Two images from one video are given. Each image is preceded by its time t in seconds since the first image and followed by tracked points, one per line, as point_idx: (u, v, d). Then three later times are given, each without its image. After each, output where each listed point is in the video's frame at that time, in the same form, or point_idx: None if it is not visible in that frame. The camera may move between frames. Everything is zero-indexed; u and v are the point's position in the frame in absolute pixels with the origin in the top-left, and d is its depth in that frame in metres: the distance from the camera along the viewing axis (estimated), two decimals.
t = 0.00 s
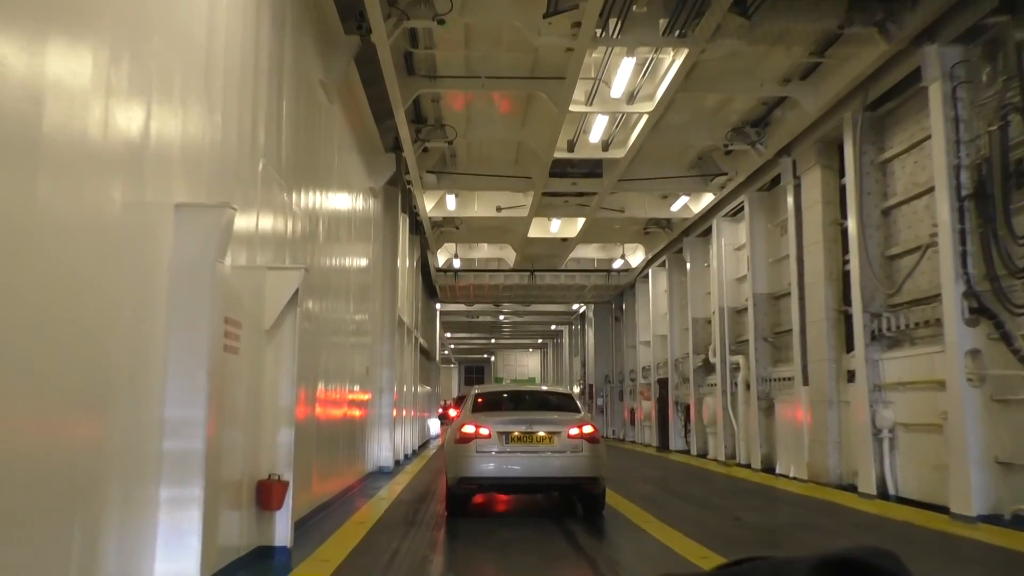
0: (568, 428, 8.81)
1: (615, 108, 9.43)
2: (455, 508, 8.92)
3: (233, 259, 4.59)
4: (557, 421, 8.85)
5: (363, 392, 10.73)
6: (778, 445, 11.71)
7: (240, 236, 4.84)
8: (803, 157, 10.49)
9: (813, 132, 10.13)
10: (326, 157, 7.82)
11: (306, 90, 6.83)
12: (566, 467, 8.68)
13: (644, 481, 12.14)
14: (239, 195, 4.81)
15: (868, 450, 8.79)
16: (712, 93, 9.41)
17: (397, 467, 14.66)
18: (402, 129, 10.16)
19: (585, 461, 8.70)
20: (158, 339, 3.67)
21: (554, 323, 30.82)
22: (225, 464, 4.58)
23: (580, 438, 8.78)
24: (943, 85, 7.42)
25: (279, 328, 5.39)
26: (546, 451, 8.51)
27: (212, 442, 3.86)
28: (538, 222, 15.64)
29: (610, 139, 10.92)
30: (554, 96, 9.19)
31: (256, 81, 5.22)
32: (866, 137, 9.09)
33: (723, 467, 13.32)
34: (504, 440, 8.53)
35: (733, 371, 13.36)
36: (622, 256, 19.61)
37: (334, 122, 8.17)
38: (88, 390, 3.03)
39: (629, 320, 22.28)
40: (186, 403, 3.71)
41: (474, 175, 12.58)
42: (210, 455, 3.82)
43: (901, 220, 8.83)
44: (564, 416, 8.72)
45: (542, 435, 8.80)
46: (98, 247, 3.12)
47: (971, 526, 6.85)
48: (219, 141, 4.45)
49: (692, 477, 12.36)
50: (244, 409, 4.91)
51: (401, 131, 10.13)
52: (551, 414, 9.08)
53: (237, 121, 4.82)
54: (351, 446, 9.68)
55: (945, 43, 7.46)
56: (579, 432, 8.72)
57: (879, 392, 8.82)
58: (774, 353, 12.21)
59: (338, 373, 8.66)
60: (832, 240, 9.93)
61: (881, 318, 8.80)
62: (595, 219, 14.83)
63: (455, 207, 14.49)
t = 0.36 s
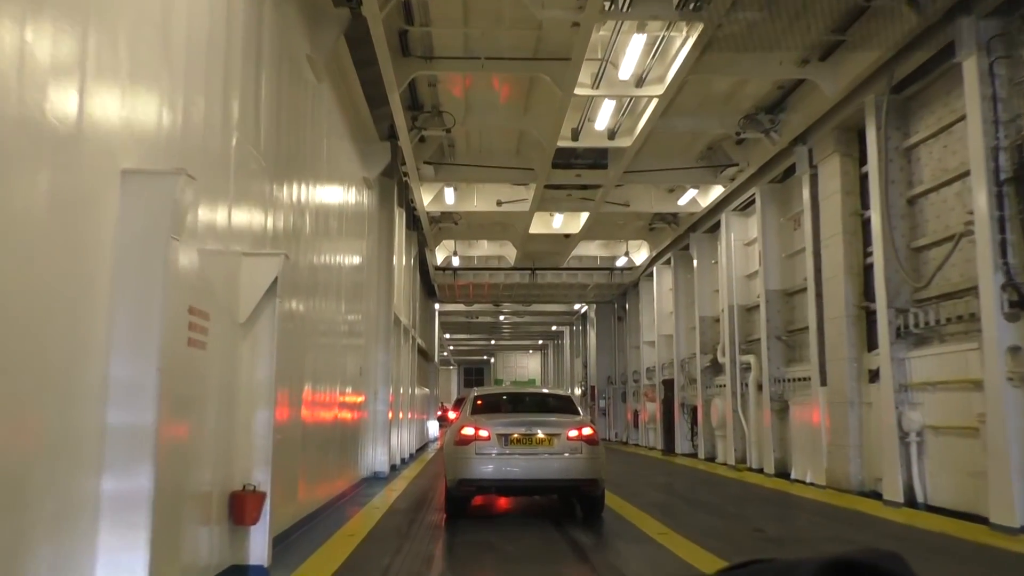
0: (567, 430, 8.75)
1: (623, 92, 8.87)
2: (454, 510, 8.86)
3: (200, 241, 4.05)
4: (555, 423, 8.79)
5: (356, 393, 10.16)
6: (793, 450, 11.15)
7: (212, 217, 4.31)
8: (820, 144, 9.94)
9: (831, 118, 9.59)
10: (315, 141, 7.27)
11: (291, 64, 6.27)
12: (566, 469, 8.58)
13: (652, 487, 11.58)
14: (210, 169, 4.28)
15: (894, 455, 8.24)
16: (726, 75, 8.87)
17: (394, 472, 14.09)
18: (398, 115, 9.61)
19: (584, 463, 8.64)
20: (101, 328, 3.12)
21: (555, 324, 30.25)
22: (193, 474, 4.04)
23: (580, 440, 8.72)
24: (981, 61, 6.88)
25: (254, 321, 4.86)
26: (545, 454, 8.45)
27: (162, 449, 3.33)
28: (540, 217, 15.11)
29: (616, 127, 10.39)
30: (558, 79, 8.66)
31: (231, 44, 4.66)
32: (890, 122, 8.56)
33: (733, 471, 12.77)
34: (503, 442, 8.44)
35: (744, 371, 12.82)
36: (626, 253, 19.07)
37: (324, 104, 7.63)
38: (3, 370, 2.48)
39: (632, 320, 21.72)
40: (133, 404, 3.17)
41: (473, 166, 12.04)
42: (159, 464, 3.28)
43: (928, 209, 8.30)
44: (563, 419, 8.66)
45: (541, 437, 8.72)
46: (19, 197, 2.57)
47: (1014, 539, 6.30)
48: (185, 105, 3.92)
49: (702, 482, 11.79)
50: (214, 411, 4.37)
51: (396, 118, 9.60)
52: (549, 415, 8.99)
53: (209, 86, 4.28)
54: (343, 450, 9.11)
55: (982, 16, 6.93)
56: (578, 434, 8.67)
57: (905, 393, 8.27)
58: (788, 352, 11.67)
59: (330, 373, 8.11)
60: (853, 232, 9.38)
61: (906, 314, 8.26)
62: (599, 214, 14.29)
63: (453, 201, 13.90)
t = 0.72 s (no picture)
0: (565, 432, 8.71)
1: (632, 73, 8.35)
2: (452, 511, 8.80)
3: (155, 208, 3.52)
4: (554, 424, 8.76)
5: (348, 395, 9.60)
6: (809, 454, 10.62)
7: (173, 189, 3.78)
8: (840, 131, 9.39)
9: (852, 103, 9.04)
10: (300, 121, 6.71)
11: (272, 32, 5.70)
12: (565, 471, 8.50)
13: (661, 493, 11.04)
14: (167, 138, 3.72)
15: (924, 459, 7.70)
16: (742, 55, 8.31)
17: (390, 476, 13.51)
18: (392, 99, 9.05)
19: (584, 465, 8.57)
20: (19, 276, 2.58)
21: (556, 324, 29.70)
22: (145, 478, 3.46)
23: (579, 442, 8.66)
24: None
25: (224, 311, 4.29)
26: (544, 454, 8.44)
27: (96, 429, 2.78)
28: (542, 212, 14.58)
29: (622, 115, 9.84)
30: (562, 59, 8.13)
31: None
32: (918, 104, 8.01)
33: (744, 476, 12.21)
34: (502, 442, 8.45)
35: (755, 372, 12.28)
36: (630, 251, 18.55)
37: (310, 82, 7.08)
38: None
39: (636, 320, 21.19)
40: (58, 358, 2.63)
41: (472, 157, 11.49)
42: (93, 422, 2.74)
43: (959, 197, 7.75)
44: (561, 420, 8.63)
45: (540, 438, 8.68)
46: None
47: None
48: (135, 58, 3.36)
49: (712, 488, 11.25)
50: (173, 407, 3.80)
51: (390, 102, 9.04)
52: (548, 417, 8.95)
53: (167, 36, 3.71)
54: (334, 454, 8.54)
55: None
56: (577, 435, 8.62)
57: (935, 393, 7.73)
58: (802, 352, 11.14)
59: (319, 373, 7.56)
60: (875, 223, 8.84)
61: (936, 309, 7.72)
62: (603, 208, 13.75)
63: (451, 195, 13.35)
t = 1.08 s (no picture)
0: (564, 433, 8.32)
1: (643, 50, 7.82)
2: (451, 513, 8.46)
3: (95, 174, 3.04)
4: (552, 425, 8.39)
5: (341, 394, 9.04)
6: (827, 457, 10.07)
7: (124, 152, 3.28)
8: (863, 114, 8.84)
9: (876, 84, 8.51)
10: (286, 97, 6.17)
11: None
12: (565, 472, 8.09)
13: (670, 498, 10.49)
14: (116, 93, 3.21)
15: (957, 464, 7.16)
16: (760, 32, 7.81)
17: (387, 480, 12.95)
18: (388, 80, 8.53)
19: (583, 466, 8.13)
20: None
21: (558, 324, 29.16)
22: (87, 487, 2.98)
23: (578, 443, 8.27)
24: None
25: (187, 298, 3.79)
26: (544, 454, 8.06)
27: None
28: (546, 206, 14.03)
29: (631, 98, 9.31)
30: (567, 37, 7.62)
31: None
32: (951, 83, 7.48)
33: (758, 480, 11.65)
34: (500, 442, 8.07)
35: (768, 371, 11.73)
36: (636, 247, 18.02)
37: (296, 57, 6.55)
38: None
39: (640, 319, 20.64)
40: None
41: (474, 144, 10.94)
42: None
43: (996, 181, 7.21)
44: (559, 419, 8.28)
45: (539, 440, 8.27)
46: None
47: None
48: None
49: (725, 493, 10.69)
50: (128, 406, 3.31)
51: (385, 84, 8.51)
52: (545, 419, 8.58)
53: None
54: (325, 458, 7.99)
55: None
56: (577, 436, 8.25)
57: (968, 394, 7.19)
58: (819, 350, 10.59)
59: (307, 371, 7.00)
60: (901, 211, 8.31)
61: (971, 302, 7.18)
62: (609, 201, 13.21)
63: (451, 187, 12.78)
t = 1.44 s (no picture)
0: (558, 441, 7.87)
1: (653, 32, 7.21)
2: (446, 519, 8.03)
3: (13, 130, 2.50)
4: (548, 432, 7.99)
5: (329, 401, 8.46)
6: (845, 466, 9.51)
7: (53, 108, 2.73)
8: (885, 103, 8.33)
9: (899, 69, 8.00)
10: (264, 74, 5.62)
11: None
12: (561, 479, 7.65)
13: (678, 510, 9.91)
14: (38, 32, 2.66)
15: (993, 474, 6.61)
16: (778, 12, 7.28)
17: (380, 491, 12.35)
18: (379, 65, 8.00)
19: (579, 473, 7.72)
20: None
21: (556, 328, 28.60)
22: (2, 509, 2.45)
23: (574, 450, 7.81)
24: None
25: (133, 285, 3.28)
26: (540, 460, 7.64)
27: None
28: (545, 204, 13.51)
29: (638, 86, 8.72)
30: (571, 16, 7.10)
31: None
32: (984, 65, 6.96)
33: (769, 490, 11.07)
34: (497, 448, 7.67)
35: (779, 376, 11.18)
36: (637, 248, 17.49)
37: (275, 32, 6.01)
38: None
39: (641, 323, 20.10)
40: None
41: (471, 136, 10.41)
42: None
43: None
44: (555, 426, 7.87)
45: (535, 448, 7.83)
46: None
47: None
48: None
49: (736, 505, 10.11)
50: (62, 407, 2.81)
51: (376, 69, 7.99)
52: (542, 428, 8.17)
53: None
54: (309, 470, 7.40)
55: None
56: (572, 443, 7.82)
57: (1005, 398, 6.63)
58: (834, 353, 10.04)
59: (288, 376, 6.43)
60: (926, 204, 7.79)
61: (1007, 300, 6.63)
62: (611, 199, 12.67)
63: (447, 184, 12.23)
